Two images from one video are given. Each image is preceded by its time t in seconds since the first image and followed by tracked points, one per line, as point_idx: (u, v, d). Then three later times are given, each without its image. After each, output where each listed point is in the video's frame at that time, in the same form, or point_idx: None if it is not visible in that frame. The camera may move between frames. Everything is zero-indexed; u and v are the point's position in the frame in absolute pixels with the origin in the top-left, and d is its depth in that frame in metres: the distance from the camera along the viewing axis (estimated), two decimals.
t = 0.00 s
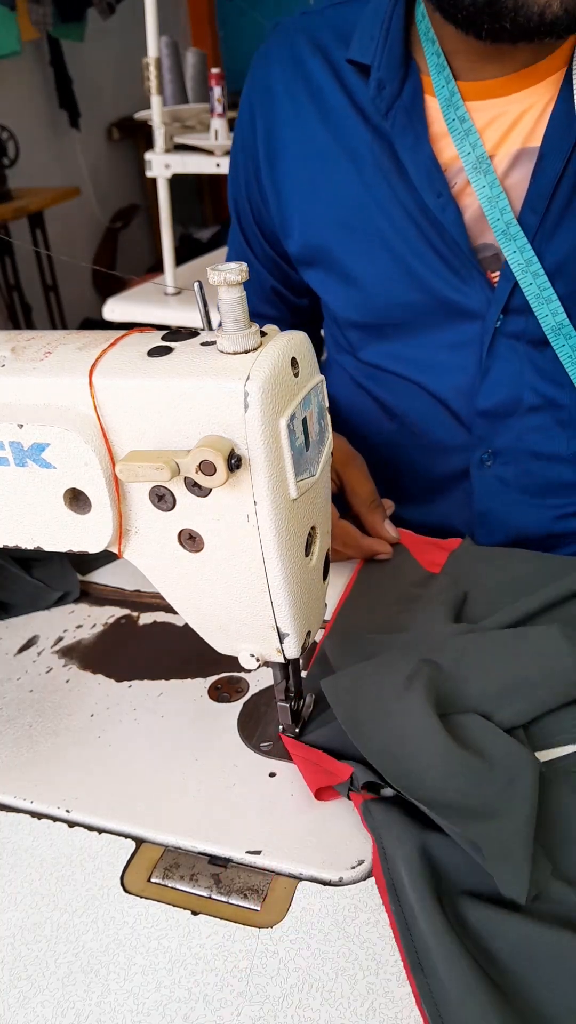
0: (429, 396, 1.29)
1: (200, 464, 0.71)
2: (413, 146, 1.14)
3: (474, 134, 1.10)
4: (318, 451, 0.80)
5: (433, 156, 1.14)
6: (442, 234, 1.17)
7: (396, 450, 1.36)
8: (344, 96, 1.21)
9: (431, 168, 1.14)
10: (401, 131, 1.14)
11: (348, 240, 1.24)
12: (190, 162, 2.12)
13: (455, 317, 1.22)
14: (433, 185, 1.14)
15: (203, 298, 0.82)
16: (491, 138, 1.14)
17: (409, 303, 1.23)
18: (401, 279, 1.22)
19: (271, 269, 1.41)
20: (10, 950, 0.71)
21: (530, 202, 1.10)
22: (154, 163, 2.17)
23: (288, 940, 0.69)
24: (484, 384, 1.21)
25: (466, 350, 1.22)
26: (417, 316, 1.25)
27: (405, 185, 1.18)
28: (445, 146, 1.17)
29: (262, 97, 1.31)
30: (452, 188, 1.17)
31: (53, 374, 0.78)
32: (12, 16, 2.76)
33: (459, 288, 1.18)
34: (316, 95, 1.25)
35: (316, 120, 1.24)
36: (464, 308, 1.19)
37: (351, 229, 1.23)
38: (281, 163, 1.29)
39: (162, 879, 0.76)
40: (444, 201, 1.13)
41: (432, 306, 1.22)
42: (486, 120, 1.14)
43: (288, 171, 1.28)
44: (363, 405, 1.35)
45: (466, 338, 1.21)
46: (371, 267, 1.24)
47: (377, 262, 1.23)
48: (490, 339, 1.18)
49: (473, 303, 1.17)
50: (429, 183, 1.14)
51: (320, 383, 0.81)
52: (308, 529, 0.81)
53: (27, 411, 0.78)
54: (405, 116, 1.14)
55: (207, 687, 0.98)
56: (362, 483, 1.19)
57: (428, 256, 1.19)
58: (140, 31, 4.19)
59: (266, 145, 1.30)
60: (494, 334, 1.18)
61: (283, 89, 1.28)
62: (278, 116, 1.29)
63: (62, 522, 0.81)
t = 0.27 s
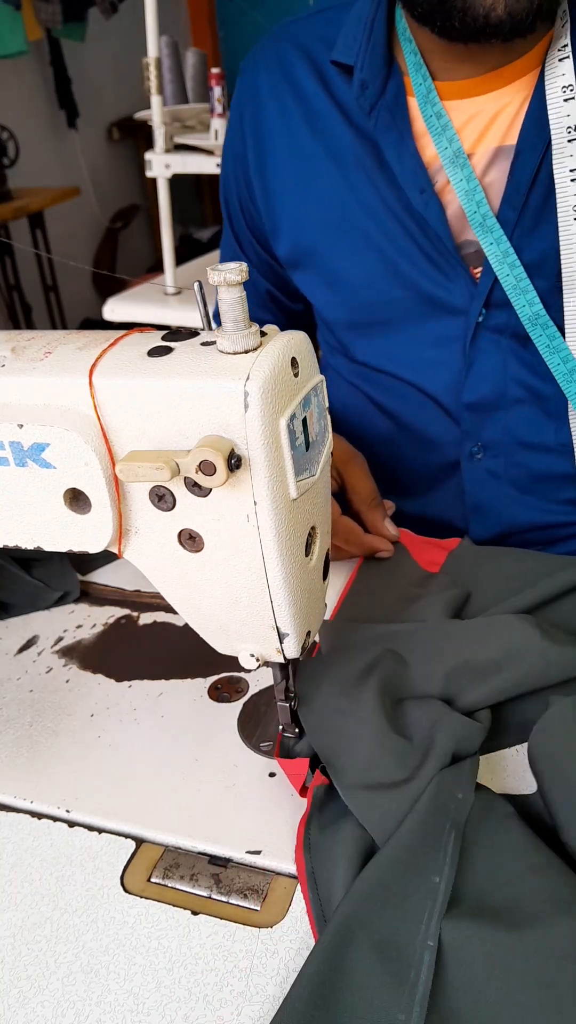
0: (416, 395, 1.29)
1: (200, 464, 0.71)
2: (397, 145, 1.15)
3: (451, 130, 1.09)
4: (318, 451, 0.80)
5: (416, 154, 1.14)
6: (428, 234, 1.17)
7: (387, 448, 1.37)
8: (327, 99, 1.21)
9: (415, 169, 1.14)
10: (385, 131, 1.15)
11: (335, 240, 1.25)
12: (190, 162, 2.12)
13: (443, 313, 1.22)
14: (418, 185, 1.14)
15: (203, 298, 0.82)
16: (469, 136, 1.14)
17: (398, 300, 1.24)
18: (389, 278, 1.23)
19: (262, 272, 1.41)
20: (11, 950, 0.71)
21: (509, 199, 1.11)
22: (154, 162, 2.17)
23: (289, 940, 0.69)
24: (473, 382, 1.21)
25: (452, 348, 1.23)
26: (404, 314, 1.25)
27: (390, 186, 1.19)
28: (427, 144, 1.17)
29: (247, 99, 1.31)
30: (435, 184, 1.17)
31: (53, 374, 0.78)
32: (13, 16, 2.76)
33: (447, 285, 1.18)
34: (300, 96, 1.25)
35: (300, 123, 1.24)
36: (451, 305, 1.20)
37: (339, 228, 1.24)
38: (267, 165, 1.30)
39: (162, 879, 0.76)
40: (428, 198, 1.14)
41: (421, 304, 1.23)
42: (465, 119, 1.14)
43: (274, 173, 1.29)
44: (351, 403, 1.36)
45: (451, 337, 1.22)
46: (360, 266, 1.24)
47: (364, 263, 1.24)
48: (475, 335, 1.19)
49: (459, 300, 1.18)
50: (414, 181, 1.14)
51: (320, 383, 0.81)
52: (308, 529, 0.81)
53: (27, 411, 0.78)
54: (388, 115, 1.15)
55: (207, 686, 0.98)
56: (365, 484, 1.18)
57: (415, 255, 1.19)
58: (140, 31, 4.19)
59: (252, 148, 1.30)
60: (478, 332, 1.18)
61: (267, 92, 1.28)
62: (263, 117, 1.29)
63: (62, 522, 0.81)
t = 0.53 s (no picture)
0: (423, 398, 1.28)
1: (200, 464, 0.71)
2: (408, 158, 1.15)
3: (458, 144, 1.13)
4: (318, 451, 0.80)
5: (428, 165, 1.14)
6: (434, 240, 1.17)
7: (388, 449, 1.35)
8: (343, 100, 1.21)
9: (425, 177, 1.14)
10: (396, 140, 1.16)
11: (344, 246, 1.25)
12: (190, 162, 2.12)
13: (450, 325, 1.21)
14: (428, 198, 1.14)
15: (203, 298, 0.82)
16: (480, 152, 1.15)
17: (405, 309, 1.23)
18: (396, 287, 1.23)
19: (271, 270, 1.42)
20: (11, 950, 0.71)
21: (517, 216, 1.10)
22: (154, 163, 2.17)
23: (289, 940, 0.69)
24: (475, 388, 1.21)
25: (455, 355, 1.22)
26: (409, 319, 1.25)
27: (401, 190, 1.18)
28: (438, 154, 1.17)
29: (266, 95, 1.31)
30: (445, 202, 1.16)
31: (53, 374, 0.77)
32: (12, 17, 2.76)
33: (456, 298, 1.17)
34: (315, 99, 1.25)
35: (316, 123, 1.24)
36: (459, 316, 1.19)
37: (348, 234, 1.24)
38: (281, 164, 1.30)
39: (162, 879, 0.76)
40: (437, 211, 1.14)
41: (427, 315, 1.22)
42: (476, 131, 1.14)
43: (288, 172, 1.29)
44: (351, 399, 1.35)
45: (456, 344, 1.21)
46: (366, 273, 1.24)
47: (371, 266, 1.23)
48: (478, 345, 1.18)
49: (467, 311, 1.17)
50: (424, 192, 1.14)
51: (321, 383, 0.81)
52: (309, 528, 0.81)
53: (27, 411, 0.78)
54: (400, 126, 1.16)
55: (207, 686, 0.98)
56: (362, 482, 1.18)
57: (421, 260, 1.19)
58: (140, 31, 4.19)
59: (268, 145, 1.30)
60: (483, 339, 1.18)
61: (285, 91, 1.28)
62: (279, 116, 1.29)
63: (62, 522, 0.81)
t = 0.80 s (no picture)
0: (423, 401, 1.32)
1: (200, 464, 0.71)
2: (416, 165, 1.16)
3: (466, 153, 1.13)
4: (318, 451, 0.80)
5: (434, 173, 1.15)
6: (439, 247, 1.19)
7: (383, 445, 1.38)
8: (349, 103, 1.20)
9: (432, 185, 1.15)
10: (403, 148, 1.16)
11: (348, 250, 1.25)
12: (190, 162, 2.12)
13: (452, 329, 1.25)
14: (435, 206, 1.16)
15: (203, 298, 0.82)
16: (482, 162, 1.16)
17: (409, 311, 1.26)
18: (401, 291, 1.25)
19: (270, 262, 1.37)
20: (11, 950, 0.71)
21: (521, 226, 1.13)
22: (154, 162, 2.17)
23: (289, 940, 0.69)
24: (478, 395, 1.25)
25: (457, 362, 1.27)
26: (412, 320, 1.27)
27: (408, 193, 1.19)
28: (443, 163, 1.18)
29: (267, 88, 1.27)
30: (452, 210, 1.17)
31: (53, 374, 0.77)
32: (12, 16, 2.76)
33: (461, 305, 1.21)
34: (322, 100, 1.23)
35: (322, 123, 1.22)
36: (463, 322, 1.23)
37: (353, 238, 1.24)
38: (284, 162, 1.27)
39: (162, 879, 0.76)
40: (445, 220, 1.16)
41: (431, 318, 1.25)
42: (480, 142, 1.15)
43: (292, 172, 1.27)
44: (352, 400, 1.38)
45: (458, 350, 1.25)
46: (371, 277, 1.25)
47: (377, 272, 1.24)
48: (482, 350, 1.23)
49: (471, 318, 1.21)
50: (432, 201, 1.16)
51: (321, 383, 0.81)
52: (309, 529, 0.81)
53: (26, 411, 0.78)
54: (407, 134, 1.15)
55: (207, 686, 0.98)
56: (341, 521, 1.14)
57: (427, 266, 1.21)
58: (140, 31, 4.19)
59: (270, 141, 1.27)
60: (486, 347, 1.22)
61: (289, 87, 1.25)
62: (284, 111, 1.26)
63: (62, 522, 0.81)
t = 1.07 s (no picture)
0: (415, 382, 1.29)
1: (200, 464, 0.71)
2: (404, 142, 1.19)
3: (451, 123, 1.15)
4: (318, 451, 0.80)
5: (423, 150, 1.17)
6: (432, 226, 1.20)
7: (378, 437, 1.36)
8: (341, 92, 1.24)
9: (423, 160, 1.17)
10: (392, 127, 1.19)
11: (338, 230, 1.27)
12: (190, 162, 2.12)
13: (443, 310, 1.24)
14: (423, 179, 1.18)
15: (203, 298, 0.82)
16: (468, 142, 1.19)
17: (397, 292, 1.26)
18: (390, 271, 1.25)
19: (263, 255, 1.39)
20: (11, 950, 0.71)
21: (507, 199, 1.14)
22: (154, 162, 2.17)
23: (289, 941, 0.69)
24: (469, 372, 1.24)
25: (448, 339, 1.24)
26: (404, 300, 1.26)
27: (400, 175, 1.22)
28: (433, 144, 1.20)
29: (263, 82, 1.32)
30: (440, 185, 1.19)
31: (53, 374, 0.77)
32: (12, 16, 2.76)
33: (448, 280, 1.21)
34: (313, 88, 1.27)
35: (314, 109, 1.26)
36: (451, 301, 1.22)
37: (343, 219, 1.26)
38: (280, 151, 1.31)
39: (162, 879, 0.76)
40: (432, 194, 1.17)
41: (419, 297, 1.25)
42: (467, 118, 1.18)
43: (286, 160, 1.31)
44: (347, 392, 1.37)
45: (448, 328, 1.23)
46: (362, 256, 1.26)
47: (367, 251, 1.26)
48: (472, 328, 1.22)
49: (459, 294, 1.21)
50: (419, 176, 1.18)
51: (320, 383, 0.81)
52: (308, 528, 0.81)
53: (26, 411, 0.78)
54: (396, 114, 1.18)
55: (207, 686, 0.98)
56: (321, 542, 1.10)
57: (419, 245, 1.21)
58: (140, 31, 4.19)
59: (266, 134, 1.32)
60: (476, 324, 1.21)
61: (283, 78, 1.30)
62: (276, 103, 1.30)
63: (62, 522, 0.81)
